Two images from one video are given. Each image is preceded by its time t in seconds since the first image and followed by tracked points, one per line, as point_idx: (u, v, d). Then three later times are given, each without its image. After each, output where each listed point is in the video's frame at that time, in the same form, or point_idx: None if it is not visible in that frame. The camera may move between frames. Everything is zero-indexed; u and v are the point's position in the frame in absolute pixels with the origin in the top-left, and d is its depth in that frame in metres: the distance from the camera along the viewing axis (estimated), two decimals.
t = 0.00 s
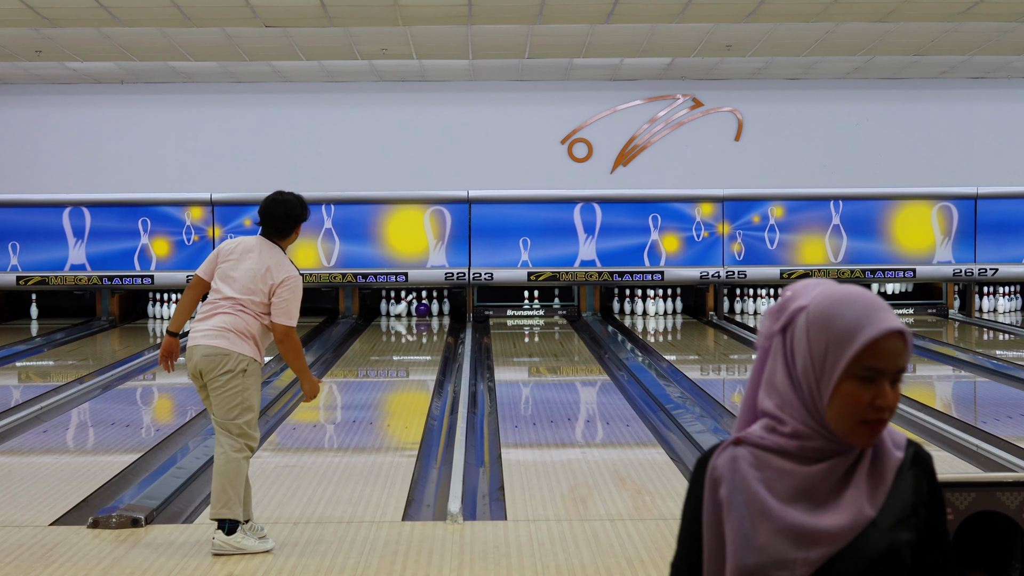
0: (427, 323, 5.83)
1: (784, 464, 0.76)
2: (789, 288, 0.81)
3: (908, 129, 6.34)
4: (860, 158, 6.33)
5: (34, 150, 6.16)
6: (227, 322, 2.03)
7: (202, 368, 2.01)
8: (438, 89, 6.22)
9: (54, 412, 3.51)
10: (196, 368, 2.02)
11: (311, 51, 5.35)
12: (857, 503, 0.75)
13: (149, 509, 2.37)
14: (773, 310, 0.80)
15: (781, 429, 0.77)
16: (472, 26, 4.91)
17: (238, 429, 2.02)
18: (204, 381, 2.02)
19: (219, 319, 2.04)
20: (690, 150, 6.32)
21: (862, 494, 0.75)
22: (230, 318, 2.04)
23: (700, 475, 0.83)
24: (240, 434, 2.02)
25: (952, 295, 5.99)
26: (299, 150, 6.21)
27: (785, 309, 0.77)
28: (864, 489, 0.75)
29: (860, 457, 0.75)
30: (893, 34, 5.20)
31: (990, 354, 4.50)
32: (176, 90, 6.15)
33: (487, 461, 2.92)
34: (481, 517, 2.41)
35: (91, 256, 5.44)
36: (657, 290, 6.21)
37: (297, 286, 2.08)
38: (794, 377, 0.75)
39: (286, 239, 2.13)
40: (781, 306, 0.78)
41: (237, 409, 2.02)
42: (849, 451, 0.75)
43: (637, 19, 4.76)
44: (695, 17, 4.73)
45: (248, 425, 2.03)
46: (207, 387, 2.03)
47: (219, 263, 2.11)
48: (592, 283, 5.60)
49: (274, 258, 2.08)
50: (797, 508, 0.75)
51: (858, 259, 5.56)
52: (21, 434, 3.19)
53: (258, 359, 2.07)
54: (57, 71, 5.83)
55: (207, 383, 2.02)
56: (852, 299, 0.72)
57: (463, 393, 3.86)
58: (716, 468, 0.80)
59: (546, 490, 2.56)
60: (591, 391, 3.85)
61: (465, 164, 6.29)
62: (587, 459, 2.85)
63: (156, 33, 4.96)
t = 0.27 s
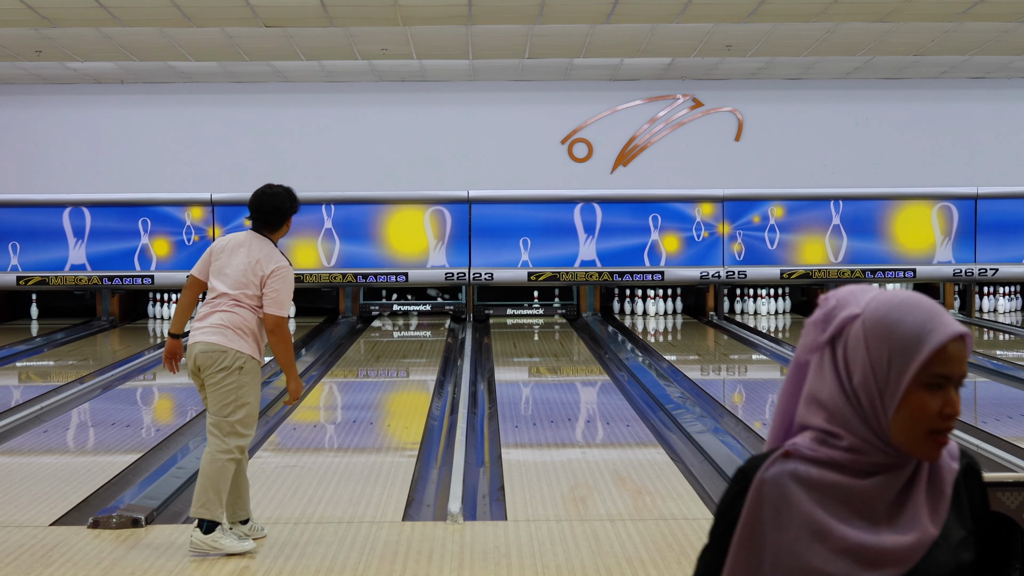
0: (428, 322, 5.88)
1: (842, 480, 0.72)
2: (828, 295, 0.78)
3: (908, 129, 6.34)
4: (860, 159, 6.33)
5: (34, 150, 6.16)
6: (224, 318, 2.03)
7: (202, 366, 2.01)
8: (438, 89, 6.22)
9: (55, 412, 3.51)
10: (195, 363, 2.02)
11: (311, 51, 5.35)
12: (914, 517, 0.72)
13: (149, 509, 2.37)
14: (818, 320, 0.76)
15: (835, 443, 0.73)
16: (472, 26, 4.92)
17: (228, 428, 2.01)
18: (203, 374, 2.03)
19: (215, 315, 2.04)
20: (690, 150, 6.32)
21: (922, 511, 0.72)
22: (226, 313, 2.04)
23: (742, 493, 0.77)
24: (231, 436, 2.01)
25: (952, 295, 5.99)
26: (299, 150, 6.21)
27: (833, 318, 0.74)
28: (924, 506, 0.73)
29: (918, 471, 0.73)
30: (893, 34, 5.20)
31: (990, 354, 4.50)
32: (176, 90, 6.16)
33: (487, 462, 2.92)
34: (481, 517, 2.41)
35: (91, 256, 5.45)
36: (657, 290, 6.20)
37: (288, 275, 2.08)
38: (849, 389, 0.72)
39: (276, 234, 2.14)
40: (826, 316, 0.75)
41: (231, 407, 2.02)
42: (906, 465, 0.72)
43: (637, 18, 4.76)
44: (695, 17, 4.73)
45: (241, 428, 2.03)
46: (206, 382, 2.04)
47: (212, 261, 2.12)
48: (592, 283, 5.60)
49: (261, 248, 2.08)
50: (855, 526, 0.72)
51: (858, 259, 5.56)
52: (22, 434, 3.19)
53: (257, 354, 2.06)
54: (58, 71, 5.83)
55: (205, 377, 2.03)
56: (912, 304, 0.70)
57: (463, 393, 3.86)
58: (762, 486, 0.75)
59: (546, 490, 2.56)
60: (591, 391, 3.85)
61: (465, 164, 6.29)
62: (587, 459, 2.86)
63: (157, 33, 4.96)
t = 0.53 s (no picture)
0: (428, 322, 5.87)
1: (931, 505, 0.66)
2: (877, 310, 0.72)
3: (909, 129, 6.34)
4: (860, 159, 6.33)
5: (35, 150, 6.16)
6: (205, 325, 2.03)
7: (191, 376, 2.04)
8: (438, 89, 6.22)
9: (55, 412, 3.51)
10: (189, 375, 2.05)
11: (311, 51, 5.35)
12: (1001, 536, 0.67)
13: (149, 509, 2.37)
14: (878, 340, 0.69)
15: (917, 467, 0.67)
16: (472, 26, 4.91)
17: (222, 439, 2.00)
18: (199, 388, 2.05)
19: (200, 323, 2.04)
20: (690, 150, 6.32)
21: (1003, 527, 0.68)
22: (207, 321, 2.03)
23: (821, 537, 0.69)
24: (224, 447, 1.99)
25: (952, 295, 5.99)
26: (299, 150, 6.21)
27: (898, 337, 0.68)
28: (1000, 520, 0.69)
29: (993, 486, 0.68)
30: (893, 34, 5.20)
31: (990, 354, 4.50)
32: (176, 90, 6.16)
33: (487, 462, 2.92)
34: (481, 517, 2.41)
35: (91, 256, 5.45)
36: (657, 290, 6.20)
37: (261, 274, 2.00)
38: (928, 408, 0.66)
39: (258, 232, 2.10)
40: (887, 334, 0.69)
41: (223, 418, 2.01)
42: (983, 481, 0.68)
43: (637, 18, 4.76)
44: (695, 17, 4.73)
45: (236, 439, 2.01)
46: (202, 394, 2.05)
47: (200, 266, 2.11)
48: (592, 283, 5.60)
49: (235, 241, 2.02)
50: (949, 556, 0.66)
51: (858, 260, 5.56)
52: (22, 434, 3.19)
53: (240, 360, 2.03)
54: (58, 71, 5.83)
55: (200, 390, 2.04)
56: (984, 315, 0.64)
57: (463, 393, 3.86)
58: (846, 529, 0.68)
59: (546, 490, 2.56)
60: (591, 391, 3.85)
61: (465, 164, 6.29)
62: (587, 459, 2.86)
63: (157, 34, 4.96)
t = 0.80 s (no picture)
0: (427, 322, 5.87)
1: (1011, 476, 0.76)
2: (952, 316, 0.77)
3: (909, 129, 6.33)
4: (861, 159, 6.32)
5: (34, 150, 6.15)
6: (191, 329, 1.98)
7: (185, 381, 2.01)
8: (438, 89, 6.22)
9: (54, 412, 3.51)
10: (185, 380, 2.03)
11: (311, 51, 5.35)
12: None
13: (148, 509, 2.36)
14: (964, 346, 0.74)
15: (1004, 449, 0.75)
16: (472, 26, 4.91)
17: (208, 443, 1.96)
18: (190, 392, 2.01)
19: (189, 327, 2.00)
20: (690, 150, 6.31)
21: None
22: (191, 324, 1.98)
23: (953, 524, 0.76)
24: (206, 455, 1.95)
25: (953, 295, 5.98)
26: (299, 150, 6.21)
27: (984, 343, 0.74)
28: None
29: None
30: (894, 33, 5.20)
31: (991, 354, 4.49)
32: (176, 89, 6.15)
33: (487, 462, 2.91)
34: (480, 517, 2.41)
35: (91, 256, 5.44)
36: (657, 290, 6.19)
37: (229, 269, 1.90)
38: (1016, 403, 0.74)
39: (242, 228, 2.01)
40: (971, 339, 0.74)
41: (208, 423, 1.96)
42: None
43: (637, 18, 4.76)
44: (695, 17, 4.73)
45: (221, 445, 1.95)
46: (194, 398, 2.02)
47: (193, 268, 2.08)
48: (592, 283, 5.59)
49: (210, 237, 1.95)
50: None
51: (859, 259, 5.56)
52: (21, 434, 3.18)
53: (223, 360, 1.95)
54: (57, 70, 5.82)
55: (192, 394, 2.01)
56: None
57: (462, 393, 3.86)
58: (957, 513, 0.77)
59: (546, 490, 2.55)
60: (591, 391, 3.84)
61: (465, 164, 6.28)
62: (587, 459, 2.85)
63: (157, 33, 4.96)
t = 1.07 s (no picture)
0: (427, 322, 5.86)
1: None
2: None
3: (909, 129, 6.33)
4: (861, 159, 6.32)
5: (34, 150, 6.15)
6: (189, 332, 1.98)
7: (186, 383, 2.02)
8: (439, 89, 6.22)
9: (54, 412, 3.51)
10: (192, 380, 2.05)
11: (311, 51, 5.35)
12: None
13: (148, 509, 2.36)
14: None
15: None
16: (472, 26, 4.91)
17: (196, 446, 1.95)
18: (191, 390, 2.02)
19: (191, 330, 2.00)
20: (690, 150, 6.31)
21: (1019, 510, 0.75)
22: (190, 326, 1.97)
23: None
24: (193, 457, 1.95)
25: (953, 295, 5.98)
26: (299, 150, 6.21)
27: None
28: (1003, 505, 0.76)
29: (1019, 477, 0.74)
30: (894, 33, 5.19)
31: (991, 354, 4.49)
32: (176, 89, 6.15)
33: (487, 462, 2.91)
34: (481, 517, 2.41)
35: (91, 256, 5.44)
36: (657, 290, 6.19)
37: (217, 270, 1.87)
38: None
39: (241, 226, 1.97)
40: None
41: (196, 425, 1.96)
42: None
43: (637, 18, 4.76)
44: (695, 17, 4.73)
45: (208, 447, 1.95)
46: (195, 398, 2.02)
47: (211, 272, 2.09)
48: (592, 283, 5.59)
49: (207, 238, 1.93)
50: None
51: (859, 259, 5.55)
52: (21, 434, 3.18)
53: (212, 365, 1.92)
54: (57, 70, 5.82)
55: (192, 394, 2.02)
56: None
57: (462, 393, 3.86)
58: None
59: (546, 490, 2.55)
60: (591, 391, 3.84)
61: (464, 164, 6.28)
62: (587, 459, 2.85)
63: (157, 33, 4.96)
